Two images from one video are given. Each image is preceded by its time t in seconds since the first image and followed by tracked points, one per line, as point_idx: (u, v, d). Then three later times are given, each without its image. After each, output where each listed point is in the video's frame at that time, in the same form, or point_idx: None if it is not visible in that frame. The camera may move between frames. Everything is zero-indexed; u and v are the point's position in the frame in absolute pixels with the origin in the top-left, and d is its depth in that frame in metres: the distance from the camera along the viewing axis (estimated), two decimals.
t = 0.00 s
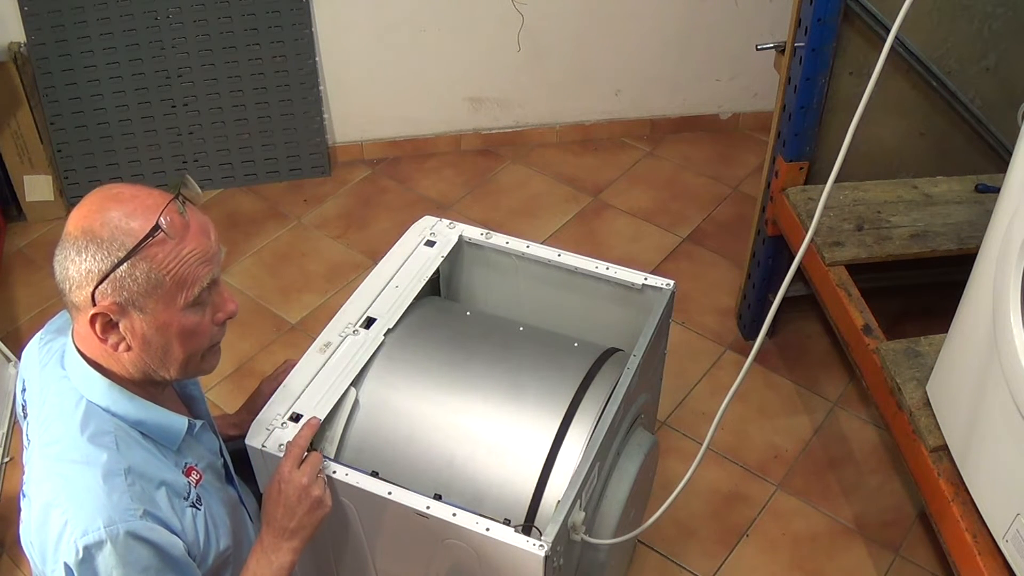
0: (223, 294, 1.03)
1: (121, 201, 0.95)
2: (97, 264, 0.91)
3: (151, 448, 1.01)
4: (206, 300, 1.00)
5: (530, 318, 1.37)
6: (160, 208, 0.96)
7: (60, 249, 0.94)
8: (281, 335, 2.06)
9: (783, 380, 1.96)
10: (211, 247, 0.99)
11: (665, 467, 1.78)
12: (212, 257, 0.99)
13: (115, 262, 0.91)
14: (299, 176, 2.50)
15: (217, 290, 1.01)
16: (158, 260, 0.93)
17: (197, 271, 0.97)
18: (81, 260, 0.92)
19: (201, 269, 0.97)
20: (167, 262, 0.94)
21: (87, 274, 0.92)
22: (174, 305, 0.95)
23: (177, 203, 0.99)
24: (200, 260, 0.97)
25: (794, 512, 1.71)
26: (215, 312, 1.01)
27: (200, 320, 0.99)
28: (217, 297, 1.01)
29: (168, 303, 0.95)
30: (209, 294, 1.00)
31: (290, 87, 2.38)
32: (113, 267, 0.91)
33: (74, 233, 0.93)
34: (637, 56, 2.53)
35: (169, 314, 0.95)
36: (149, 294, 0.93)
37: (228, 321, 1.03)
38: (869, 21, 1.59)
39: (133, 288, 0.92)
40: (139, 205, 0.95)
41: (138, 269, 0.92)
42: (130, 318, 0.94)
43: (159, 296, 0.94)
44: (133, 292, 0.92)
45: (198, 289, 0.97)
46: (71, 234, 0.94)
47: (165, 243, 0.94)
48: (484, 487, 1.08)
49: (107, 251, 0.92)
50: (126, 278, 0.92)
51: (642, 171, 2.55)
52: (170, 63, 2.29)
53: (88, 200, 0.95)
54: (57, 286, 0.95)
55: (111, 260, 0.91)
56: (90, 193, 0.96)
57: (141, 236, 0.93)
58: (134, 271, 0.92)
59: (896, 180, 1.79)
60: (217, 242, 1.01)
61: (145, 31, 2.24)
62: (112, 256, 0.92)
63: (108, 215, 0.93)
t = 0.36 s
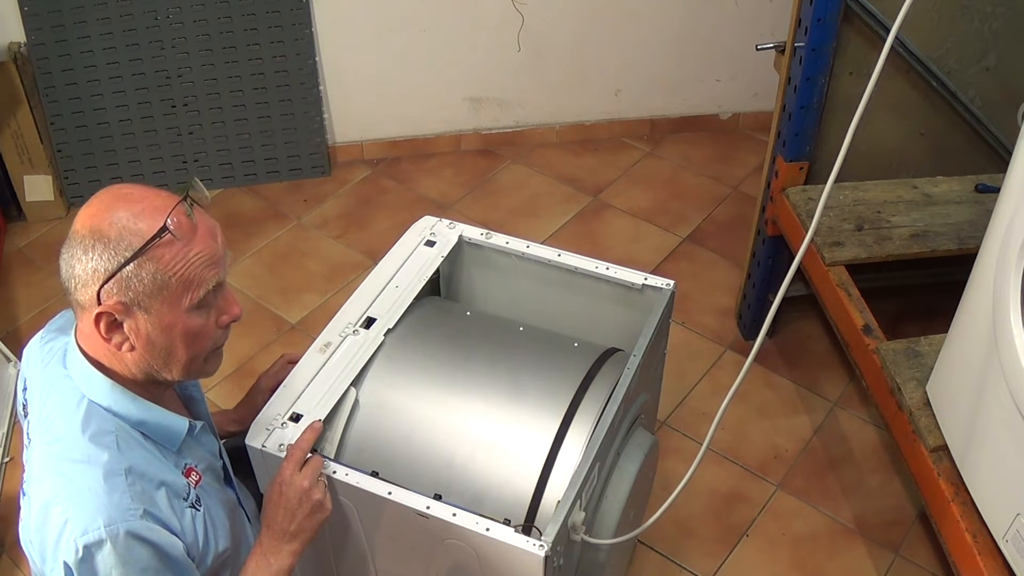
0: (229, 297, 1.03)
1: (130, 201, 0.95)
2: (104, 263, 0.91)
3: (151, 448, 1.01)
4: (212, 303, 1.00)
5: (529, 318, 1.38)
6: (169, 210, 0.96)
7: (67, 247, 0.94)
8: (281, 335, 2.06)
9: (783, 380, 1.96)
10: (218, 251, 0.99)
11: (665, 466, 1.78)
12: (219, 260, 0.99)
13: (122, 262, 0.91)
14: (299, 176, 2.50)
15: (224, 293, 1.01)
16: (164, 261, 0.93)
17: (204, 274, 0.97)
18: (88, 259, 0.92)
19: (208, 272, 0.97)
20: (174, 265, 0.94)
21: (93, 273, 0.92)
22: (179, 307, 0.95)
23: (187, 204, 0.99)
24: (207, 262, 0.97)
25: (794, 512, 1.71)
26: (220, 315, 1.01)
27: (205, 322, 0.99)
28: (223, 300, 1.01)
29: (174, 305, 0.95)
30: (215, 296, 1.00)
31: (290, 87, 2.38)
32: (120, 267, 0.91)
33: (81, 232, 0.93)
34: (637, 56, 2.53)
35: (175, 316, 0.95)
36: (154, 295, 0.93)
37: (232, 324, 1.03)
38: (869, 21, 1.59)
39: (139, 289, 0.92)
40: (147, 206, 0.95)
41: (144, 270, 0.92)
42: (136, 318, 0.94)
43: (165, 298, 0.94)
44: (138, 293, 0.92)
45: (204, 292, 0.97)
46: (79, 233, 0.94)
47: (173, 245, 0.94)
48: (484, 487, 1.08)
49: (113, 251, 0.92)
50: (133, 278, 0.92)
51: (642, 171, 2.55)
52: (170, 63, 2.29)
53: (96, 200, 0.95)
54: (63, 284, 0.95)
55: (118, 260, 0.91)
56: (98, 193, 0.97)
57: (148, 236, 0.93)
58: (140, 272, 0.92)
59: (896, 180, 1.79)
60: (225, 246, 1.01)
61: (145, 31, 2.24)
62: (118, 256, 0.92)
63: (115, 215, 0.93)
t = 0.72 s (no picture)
0: (222, 294, 1.03)
1: (121, 199, 0.95)
2: (96, 262, 0.92)
3: (149, 446, 1.01)
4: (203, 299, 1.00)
5: (529, 318, 1.38)
6: (158, 207, 0.96)
7: (60, 247, 0.94)
8: (282, 335, 2.06)
9: (783, 380, 1.96)
10: (209, 246, 0.99)
11: (665, 466, 1.78)
12: (211, 256, 0.99)
13: (113, 261, 0.91)
14: (299, 176, 2.50)
15: (215, 289, 1.01)
16: (156, 258, 0.93)
17: (196, 270, 0.97)
18: (80, 258, 0.92)
19: (200, 267, 0.97)
20: (165, 261, 0.94)
21: (86, 271, 0.92)
22: (172, 304, 0.95)
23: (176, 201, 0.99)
24: (199, 259, 0.97)
25: (794, 511, 1.71)
26: (213, 311, 1.01)
27: (199, 319, 0.99)
28: (216, 296, 1.01)
29: (166, 302, 0.95)
30: (208, 293, 1.00)
31: (290, 87, 2.38)
32: (111, 265, 0.91)
33: (73, 232, 0.93)
34: (637, 56, 2.52)
35: (167, 313, 0.95)
36: (146, 293, 0.93)
37: (227, 321, 1.03)
38: (869, 21, 1.59)
39: (131, 287, 0.92)
40: (138, 204, 0.95)
41: (136, 268, 0.92)
42: (130, 316, 0.94)
43: (156, 295, 0.94)
44: (130, 290, 0.92)
45: (196, 288, 0.97)
46: (71, 233, 0.94)
47: (163, 242, 0.94)
48: (484, 487, 1.08)
49: (105, 249, 0.92)
50: (125, 276, 0.92)
51: (642, 171, 2.55)
52: (170, 63, 2.29)
53: (87, 199, 0.96)
54: (56, 283, 0.95)
55: (109, 258, 0.92)
56: (90, 191, 0.97)
57: (139, 234, 0.93)
58: (132, 270, 0.92)
59: (896, 180, 1.79)
60: (216, 241, 1.01)
61: (145, 31, 2.24)
62: (109, 254, 0.92)
63: (107, 213, 0.93)
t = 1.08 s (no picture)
0: (221, 293, 1.03)
1: (120, 199, 0.95)
2: (94, 261, 0.92)
3: (149, 446, 1.01)
4: (201, 298, 0.99)
5: (529, 318, 1.38)
6: (157, 206, 0.96)
7: (60, 246, 0.95)
8: (282, 335, 2.06)
9: (783, 380, 1.96)
10: (208, 245, 0.99)
11: (665, 466, 1.78)
12: (209, 255, 0.99)
13: (112, 259, 0.92)
14: (299, 176, 2.50)
15: (214, 288, 1.01)
16: (154, 257, 0.93)
17: (194, 269, 0.96)
18: (79, 258, 0.92)
19: (198, 266, 0.97)
20: (163, 259, 0.93)
21: (85, 270, 0.92)
22: (171, 303, 0.95)
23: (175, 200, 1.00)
24: (198, 258, 0.97)
25: (794, 512, 1.71)
26: (211, 310, 1.01)
27: (198, 318, 0.99)
28: (214, 295, 1.01)
29: (165, 300, 0.95)
30: (207, 293, 1.00)
31: (290, 87, 2.38)
32: (110, 264, 0.91)
33: (73, 232, 0.94)
34: (637, 56, 2.53)
35: (166, 312, 0.95)
36: (146, 292, 0.93)
37: (226, 320, 1.03)
38: (869, 21, 1.59)
39: (130, 286, 0.92)
40: (137, 203, 0.95)
41: (135, 266, 0.92)
42: (129, 315, 0.94)
43: (155, 293, 0.94)
44: (130, 290, 0.92)
45: (196, 287, 0.97)
46: (71, 232, 0.94)
47: (160, 240, 0.94)
48: (484, 487, 1.09)
49: (104, 248, 0.92)
50: (124, 275, 0.92)
51: (642, 171, 2.55)
52: (170, 63, 2.29)
53: (88, 199, 0.96)
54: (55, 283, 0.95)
55: (109, 257, 0.92)
56: (90, 191, 0.97)
57: (138, 233, 0.93)
58: (130, 269, 0.92)
59: (896, 180, 1.79)
60: (215, 241, 1.01)
61: (145, 31, 2.24)
62: (109, 252, 0.92)
63: (106, 212, 0.94)
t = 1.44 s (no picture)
0: (192, 303, 0.95)
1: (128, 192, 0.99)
2: (76, 240, 0.95)
3: (144, 441, 1.00)
4: (160, 297, 0.94)
5: (528, 318, 1.38)
6: (147, 198, 0.97)
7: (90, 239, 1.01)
8: (282, 335, 2.06)
9: (783, 380, 1.96)
10: (172, 244, 0.94)
11: (665, 466, 1.78)
12: (170, 255, 0.93)
13: (79, 240, 0.94)
14: (298, 176, 2.50)
15: (177, 291, 0.94)
16: (102, 239, 0.92)
17: (143, 262, 0.92)
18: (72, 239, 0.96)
19: (152, 260, 0.92)
20: (114, 241, 0.92)
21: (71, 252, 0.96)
22: (115, 289, 0.91)
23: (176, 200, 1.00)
24: (153, 252, 0.92)
25: (794, 512, 1.71)
26: (169, 315, 0.94)
27: (147, 315, 0.93)
28: (174, 299, 0.94)
29: (108, 285, 0.92)
30: (164, 293, 0.94)
31: (290, 87, 2.38)
32: (76, 243, 0.94)
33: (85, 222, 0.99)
34: (637, 56, 2.53)
35: (110, 298, 0.92)
36: (87, 271, 0.92)
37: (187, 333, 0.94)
38: (869, 21, 1.59)
39: (86, 264, 0.93)
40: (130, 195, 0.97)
41: (87, 246, 0.93)
42: (85, 294, 0.93)
43: (102, 274, 0.92)
44: (80, 268, 0.93)
45: (144, 281, 0.92)
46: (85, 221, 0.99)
47: (119, 223, 0.93)
48: (484, 487, 1.09)
49: (80, 230, 0.95)
50: (80, 254, 0.93)
51: (642, 171, 2.55)
52: (170, 63, 2.29)
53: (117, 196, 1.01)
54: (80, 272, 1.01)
55: (78, 238, 0.94)
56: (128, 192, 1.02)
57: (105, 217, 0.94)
58: (89, 248, 0.92)
59: (895, 180, 1.79)
60: (185, 244, 0.94)
61: (145, 31, 2.24)
62: (80, 234, 0.95)
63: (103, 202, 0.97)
